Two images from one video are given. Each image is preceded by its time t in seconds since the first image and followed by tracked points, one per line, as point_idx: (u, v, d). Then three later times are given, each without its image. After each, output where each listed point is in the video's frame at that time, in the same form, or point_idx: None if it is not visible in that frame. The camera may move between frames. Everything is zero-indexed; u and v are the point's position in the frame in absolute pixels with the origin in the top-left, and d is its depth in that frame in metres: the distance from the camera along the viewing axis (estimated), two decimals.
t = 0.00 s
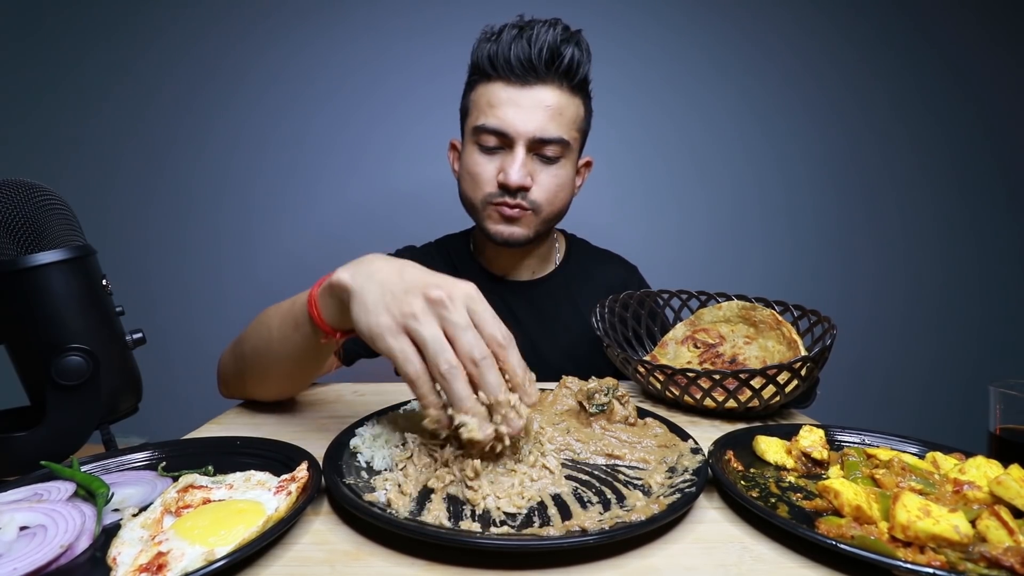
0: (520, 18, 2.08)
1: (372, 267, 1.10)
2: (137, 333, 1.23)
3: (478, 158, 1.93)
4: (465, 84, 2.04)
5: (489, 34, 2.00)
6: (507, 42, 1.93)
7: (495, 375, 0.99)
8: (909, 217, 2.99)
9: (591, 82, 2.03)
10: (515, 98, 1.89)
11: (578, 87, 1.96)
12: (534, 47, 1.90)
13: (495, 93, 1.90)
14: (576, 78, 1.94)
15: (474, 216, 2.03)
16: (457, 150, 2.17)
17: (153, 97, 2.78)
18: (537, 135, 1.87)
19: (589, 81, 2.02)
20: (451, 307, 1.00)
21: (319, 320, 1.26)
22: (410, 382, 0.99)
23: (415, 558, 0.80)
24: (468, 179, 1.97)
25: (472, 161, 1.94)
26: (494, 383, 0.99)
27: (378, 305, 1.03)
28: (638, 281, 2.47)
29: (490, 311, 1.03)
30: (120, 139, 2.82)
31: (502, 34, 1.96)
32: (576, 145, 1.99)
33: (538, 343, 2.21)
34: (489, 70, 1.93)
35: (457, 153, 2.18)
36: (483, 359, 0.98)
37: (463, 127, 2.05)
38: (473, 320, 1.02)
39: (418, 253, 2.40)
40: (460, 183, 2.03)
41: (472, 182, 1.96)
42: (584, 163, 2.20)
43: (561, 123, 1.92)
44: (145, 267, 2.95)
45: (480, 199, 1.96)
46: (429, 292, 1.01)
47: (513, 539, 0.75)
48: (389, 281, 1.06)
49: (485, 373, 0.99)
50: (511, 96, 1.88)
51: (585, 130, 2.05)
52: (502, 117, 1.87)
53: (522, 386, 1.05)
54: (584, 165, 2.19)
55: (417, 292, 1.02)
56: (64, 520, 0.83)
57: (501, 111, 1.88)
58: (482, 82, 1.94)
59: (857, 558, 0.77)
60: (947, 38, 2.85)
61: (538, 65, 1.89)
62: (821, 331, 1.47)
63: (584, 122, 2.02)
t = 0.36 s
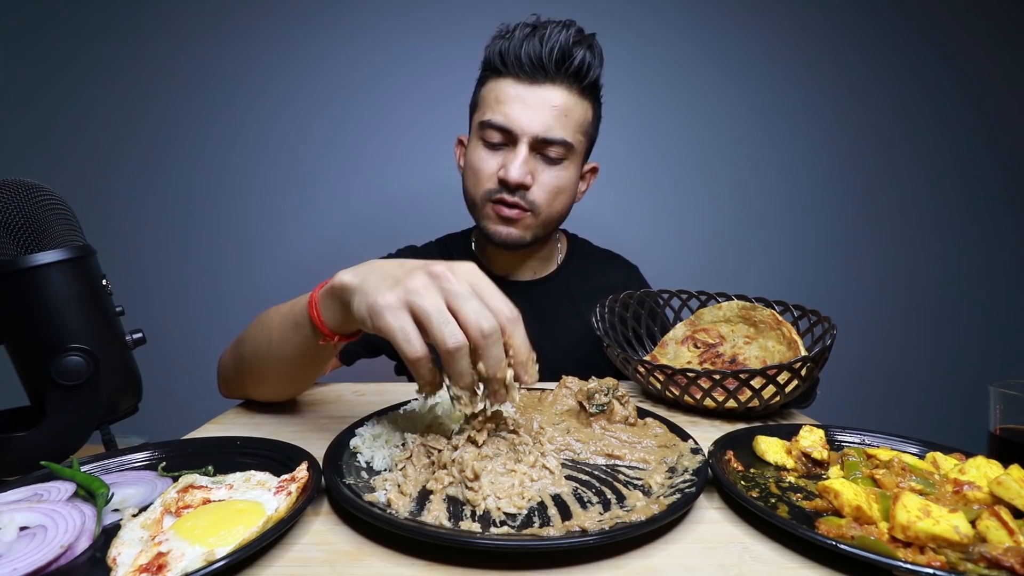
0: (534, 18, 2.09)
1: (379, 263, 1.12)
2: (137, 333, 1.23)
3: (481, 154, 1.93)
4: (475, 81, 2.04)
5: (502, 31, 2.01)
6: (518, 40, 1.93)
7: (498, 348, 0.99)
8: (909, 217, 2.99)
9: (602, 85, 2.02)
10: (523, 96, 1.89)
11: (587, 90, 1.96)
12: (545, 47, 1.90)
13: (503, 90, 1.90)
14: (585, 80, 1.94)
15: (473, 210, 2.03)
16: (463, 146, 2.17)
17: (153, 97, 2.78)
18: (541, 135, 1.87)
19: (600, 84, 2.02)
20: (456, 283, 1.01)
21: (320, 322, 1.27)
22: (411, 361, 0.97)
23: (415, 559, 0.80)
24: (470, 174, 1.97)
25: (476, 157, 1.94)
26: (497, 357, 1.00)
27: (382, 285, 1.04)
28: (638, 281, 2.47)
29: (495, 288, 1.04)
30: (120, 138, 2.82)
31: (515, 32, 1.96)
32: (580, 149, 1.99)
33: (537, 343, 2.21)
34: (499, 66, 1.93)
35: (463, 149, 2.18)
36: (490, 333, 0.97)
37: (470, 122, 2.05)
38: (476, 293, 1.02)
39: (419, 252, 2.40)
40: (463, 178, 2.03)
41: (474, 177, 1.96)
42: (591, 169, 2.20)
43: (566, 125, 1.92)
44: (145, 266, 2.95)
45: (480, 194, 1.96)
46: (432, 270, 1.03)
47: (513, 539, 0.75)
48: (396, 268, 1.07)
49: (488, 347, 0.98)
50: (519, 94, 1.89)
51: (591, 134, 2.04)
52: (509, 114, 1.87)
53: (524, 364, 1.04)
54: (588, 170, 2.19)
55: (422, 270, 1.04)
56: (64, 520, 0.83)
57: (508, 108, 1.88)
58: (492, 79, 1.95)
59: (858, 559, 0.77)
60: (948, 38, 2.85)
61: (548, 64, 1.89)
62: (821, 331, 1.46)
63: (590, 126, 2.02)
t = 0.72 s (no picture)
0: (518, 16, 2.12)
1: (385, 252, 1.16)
2: (137, 333, 1.23)
3: (458, 144, 1.95)
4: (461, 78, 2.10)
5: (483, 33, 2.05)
6: (494, 37, 1.97)
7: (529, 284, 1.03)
8: (909, 217, 2.99)
9: (582, 76, 1.99)
10: (496, 86, 1.90)
11: (563, 81, 1.94)
12: (517, 41, 1.92)
13: (478, 83, 1.93)
14: (558, 71, 1.92)
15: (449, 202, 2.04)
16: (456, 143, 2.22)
17: (152, 97, 2.78)
18: (510, 122, 1.86)
19: (580, 75, 1.99)
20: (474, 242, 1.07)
21: (325, 314, 1.27)
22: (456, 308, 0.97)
23: (415, 560, 0.80)
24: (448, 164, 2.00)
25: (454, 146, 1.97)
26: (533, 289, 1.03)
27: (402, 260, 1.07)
28: (638, 280, 2.46)
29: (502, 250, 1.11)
30: (120, 138, 2.82)
31: (493, 30, 2.00)
32: (555, 139, 1.96)
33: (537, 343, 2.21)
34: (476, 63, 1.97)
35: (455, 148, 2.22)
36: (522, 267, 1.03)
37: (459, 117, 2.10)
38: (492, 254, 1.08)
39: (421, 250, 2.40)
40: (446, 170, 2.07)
41: (451, 168, 1.98)
42: (579, 166, 2.19)
43: (539, 114, 1.90)
44: (145, 267, 2.94)
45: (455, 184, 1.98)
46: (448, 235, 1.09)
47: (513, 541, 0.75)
48: (410, 246, 1.12)
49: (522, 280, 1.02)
50: (491, 85, 1.90)
51: (570, 127, 2.01)
52: (482, 103, 1.89)
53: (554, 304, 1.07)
54: (576, 168, 2.18)
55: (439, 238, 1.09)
56: (64, 521, 0.83)
57: (482, 99, 1.90)
58: (471, 74, 1.99)
59: (857, 561, 0.77)
60: (948, 38, 2.84)
61: (518, 57, 1.90)
62: (821, 332, 1.46)
63: (568, 118, 1.99)
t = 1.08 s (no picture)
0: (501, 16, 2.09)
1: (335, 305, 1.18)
2: (138, 333, 1.23)
3: (459, 157, 1.96)
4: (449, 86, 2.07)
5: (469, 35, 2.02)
6: (482, 41, 1.93)
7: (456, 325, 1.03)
8: (909, 217, 2.99)
9: (576, 73, 1.99)
10: (492, 95, 1.89)
11: (559, 81, 1.93)
12: (508, 45, 1.90)
13: (472, 92, 1.91)
14: (554, 72, 1.91)
15: (459, 216, 2.05)
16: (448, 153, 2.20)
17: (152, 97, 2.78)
18: (513, 132, 1.88)
19: (574, 72, 1.98)
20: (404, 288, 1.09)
21: (283, 348, 1.26)
22: (373, 359, 0.96)
23: (415, 560, 0.80)
24: (451, 179, 2.01)
25: (455, 161, 1.97)
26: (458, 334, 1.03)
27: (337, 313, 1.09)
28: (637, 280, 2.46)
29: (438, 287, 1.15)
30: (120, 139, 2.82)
31: (480, 34, 1.97)
32: (558, 142, 1.97)
33: (538, 343, 2.21)
34: (466, 69, 1.94)
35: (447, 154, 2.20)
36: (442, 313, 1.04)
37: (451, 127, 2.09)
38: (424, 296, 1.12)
39: (420, 250, 2.41)
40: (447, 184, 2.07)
41: (455, 182, 1.99)
42: (578, 158, 2.19)
43: (540, 119, 1.90)
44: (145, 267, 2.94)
45: (461, 199, 1.99)
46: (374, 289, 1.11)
47: (513, 542, 0.75)
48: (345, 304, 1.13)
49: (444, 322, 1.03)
50: (487, 94, 1.89)
51: (571, 126, 2.02)
52: (480, 115, 1.89)
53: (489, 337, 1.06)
54: (576, 160, 2.17)
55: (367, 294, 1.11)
56: (64, 521, 0.83)
57: (479, 109, 1.90)
58: (461, 83, 1.96)
59: (857, 562, 0.77)
60: (948, 37, 2.84)
61: (512, 62, 1.88)
62: (822, 332, 1.46)
63: (569, 117, 1.99)
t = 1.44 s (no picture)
0: (509, 15, 2.08)
1: (331, 304, 1.09)
2: (137, 333, 1.23)
3: (474, 162, 1.94)
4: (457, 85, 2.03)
5: (479, 34, 2.00)
6: (498, 41, 1.91)
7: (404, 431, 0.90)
8: (909, 217, 2.99)
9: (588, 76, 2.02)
10: (510, 99, 1.88)
11: (575, 84, 1.95)
12: (525, 47, 1.89)
13: (488, 95, 1.90)
14: (571, 75, 1.93)
15: (473, 220, 2.03)
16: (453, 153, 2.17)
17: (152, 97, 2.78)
18: (533, 137, 1.87)
19: (586, 76, 2.01)
20: (377, 358, 0.92)
21: (285, 342, 1.23)
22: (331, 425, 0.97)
23: (415, 560, 0.80)
24: (464, 183, 1.98)
25: (470, 165, 1.95)
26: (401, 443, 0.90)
27: (319, 349, 1.00)
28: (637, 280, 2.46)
29: (418, 355, 0.95)
30: (120, 138, 2.82)
31: (493, 33, 1.95)
32: (574, 145, 1.98)
33: (538, 343, 2.21)
34: (479, 70, 1.92)
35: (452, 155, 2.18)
36: (391, 415, 0.89)
37: (458, 129, 2.05)
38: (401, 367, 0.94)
39: (422, 250, 2.41)
40: (457, 186, 2.04)
41: (469, 187, 1.97)
42: (585, 160, 2.20)
43: (558, 123, 1.91)
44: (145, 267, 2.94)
45: (478, 204, 1.97)
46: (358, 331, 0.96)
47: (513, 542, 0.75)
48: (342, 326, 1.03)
49: (394, 427, 0.89)
50: (505, 98, 1.88)
51: (584, 127, 2.04)
52: (498, 120, 1.87)
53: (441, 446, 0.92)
54: (583, 162, 2.18)
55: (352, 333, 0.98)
56: (64, 521, 0.83)
57: (497, 113, 1.88)
58: (474, 84, 1.93)
59: (858, 563, 0.77)
60: (948, 37, 2.84)
61: (531, 65, 1.88)
62: (821, 332, 1.46)
63: (582, 120, 2.01)
